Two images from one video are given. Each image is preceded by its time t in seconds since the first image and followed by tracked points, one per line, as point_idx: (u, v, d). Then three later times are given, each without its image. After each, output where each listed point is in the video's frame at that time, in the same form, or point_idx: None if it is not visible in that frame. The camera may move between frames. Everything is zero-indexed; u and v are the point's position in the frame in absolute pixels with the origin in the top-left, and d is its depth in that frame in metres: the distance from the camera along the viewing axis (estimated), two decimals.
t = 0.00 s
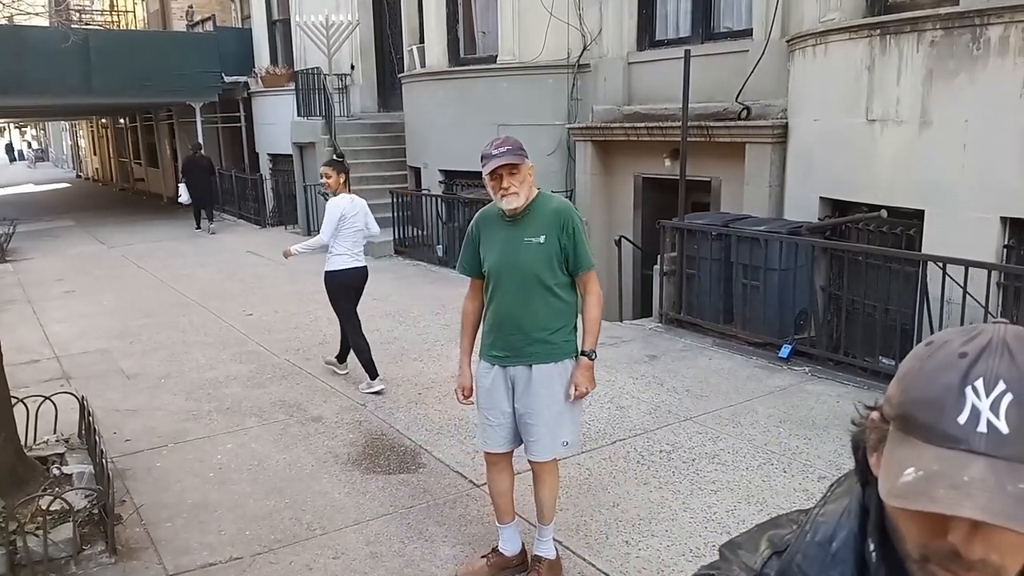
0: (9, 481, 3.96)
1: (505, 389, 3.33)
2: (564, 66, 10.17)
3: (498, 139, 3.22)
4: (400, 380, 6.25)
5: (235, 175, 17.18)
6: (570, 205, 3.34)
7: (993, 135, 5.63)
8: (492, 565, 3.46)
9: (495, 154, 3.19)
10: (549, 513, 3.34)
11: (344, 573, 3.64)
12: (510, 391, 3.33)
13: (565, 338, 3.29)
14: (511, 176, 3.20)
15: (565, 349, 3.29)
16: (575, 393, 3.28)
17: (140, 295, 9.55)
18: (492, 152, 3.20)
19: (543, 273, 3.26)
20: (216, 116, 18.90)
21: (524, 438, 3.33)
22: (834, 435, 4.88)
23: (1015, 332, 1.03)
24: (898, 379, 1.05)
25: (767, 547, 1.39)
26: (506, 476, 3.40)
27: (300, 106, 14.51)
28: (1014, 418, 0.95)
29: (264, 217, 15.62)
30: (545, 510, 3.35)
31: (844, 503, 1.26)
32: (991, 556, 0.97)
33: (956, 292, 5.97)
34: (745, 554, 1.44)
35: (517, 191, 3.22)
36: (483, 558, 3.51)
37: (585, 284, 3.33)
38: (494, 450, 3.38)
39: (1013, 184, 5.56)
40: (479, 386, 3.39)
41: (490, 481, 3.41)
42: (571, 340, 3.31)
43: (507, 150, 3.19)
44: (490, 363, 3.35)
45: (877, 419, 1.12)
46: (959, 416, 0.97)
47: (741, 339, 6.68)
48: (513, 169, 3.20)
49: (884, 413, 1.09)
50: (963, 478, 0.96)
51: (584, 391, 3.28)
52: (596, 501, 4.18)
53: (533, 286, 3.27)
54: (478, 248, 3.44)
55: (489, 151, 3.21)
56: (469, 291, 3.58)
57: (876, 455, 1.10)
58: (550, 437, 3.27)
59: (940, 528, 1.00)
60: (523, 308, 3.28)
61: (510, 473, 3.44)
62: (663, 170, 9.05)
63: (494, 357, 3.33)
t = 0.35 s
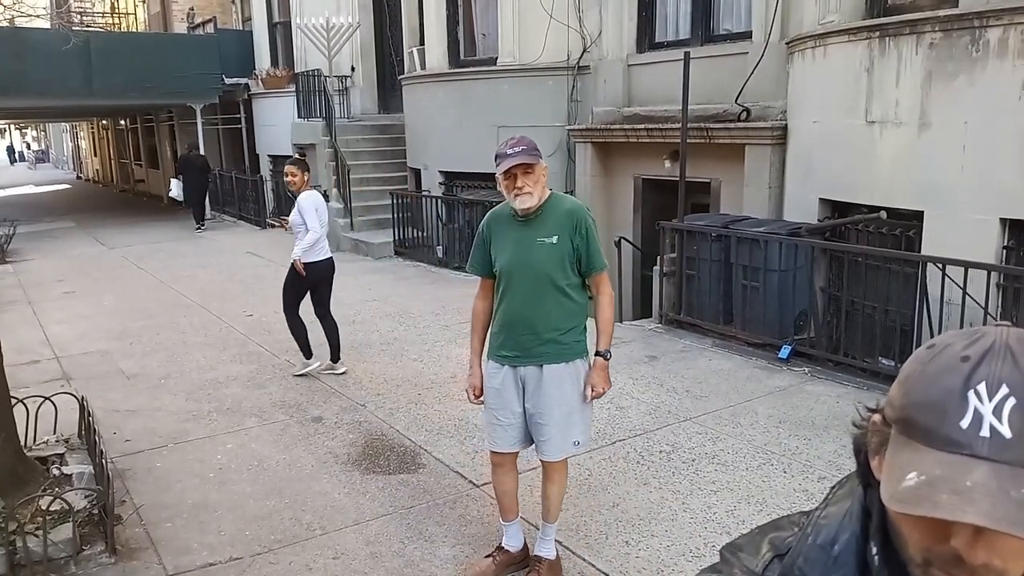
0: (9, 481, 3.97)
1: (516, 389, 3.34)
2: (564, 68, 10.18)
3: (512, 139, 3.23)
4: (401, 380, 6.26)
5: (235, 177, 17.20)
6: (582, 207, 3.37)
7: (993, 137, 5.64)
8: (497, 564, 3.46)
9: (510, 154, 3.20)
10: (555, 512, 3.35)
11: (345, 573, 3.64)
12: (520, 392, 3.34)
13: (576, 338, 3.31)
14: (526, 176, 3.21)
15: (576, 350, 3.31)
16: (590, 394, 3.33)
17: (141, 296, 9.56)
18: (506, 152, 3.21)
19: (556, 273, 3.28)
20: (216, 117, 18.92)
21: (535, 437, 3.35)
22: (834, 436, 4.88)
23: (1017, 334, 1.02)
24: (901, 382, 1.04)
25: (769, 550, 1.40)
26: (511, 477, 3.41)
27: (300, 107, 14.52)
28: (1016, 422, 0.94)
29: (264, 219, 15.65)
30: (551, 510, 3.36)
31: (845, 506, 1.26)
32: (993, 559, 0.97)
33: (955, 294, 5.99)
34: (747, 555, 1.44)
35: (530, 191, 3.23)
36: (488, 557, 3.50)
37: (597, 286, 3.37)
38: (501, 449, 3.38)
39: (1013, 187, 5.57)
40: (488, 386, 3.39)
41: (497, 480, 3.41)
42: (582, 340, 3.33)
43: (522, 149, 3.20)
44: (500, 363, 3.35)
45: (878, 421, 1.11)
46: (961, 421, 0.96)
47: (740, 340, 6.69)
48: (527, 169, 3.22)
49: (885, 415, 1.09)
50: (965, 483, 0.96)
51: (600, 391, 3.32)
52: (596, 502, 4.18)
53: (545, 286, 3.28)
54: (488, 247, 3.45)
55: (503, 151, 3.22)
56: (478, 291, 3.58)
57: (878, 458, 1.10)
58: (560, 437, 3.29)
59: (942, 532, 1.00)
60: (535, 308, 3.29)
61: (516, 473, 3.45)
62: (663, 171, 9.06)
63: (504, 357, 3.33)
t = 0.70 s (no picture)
0: (9, 481, 3.96)
1: (522, 387, 3.35)
2: (564, 66, 10.17)
3: (512, 140, 3.22)
4: (401, 380, 6.26)
5: (235, 176, 17.19)
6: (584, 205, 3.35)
7: (994, 135, 5.63)
8: (504, 564, 3.47)
9: (510, 155, 3.19)
10: (559, 509, 3.35)
11: (345, 573, 3.64)
12: (526, 390, 3.35)
13: (581, 337, 3.31)
14: (526, 178, 3.21)
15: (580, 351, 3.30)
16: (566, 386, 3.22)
17: (140, 295, 9.55)
18: (507, 154, 3.20)
19: (558, 274, 3.27)
20: (216, 116, 18.89)
21: (539, 435, 3.35)
22: (834, 435, 4.88)
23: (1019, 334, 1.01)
24: (904, 381, 1.04)
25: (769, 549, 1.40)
26: (518, 475, 3.41)
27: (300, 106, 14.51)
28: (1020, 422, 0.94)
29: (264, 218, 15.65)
30: (554, 507, 3.35)
31: (847, 505, 1.25)
32: (995, 559, 0.96)
33: (955, 293, 5.99)
34: (747, 555, 1.44)
35: (531, 193, 3.23)
36: (495, 557, 3.51)
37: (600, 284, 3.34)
38: (509, 447, 3.39)
39: (1013, 185, 5.57)
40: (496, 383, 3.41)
41: (504, 478, 3.42)
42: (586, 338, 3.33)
43: (522, 151, 3.20)
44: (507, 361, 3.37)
45: (881, 420, 1.11)
46: (964, 420, 0.96)
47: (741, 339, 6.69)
48: (528, 171, 3.22)
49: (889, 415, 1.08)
50: (967, 482, 0.95)
51: (577, 385, 3.21)
52: (596, 501, 4.19)
53: (547, 287, 3.28)
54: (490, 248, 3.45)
55: (503, 153, 3.21)
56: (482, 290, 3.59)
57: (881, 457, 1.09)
58: (565, 434, 3.29)
59: (945, 531, 1.00)
60: (538, 308, 3.29)
61: (523, 471, 3.46)
62: (663, 170, 9.06)
63: (509, 357, 3.36)
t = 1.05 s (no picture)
0: (9, 481, 3.96)
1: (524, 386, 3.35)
2: (564, 67, 10.17)
3: (512, 140, 3.23)
4: (401, 380, 6.26)
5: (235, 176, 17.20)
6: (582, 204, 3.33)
7: (993, 135, 5.63)
8: (504, 564, 3.47)
9: (509, 155, 3.20)
10: (558, 509, 3.35)
11: (345, 573, 3.64)
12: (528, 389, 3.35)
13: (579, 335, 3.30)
14: (524, 177, 3.22)
15: (557, 352, 3.25)
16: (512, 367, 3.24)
17: (140, 295, 9.55)
18: (506, 153, 3.21)
19: (556, 273, 3.27)
20: (216, 116, 18.89)
21: (539, 434, 3.36)
22: (834, 435, 4.88)
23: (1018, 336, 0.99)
24: (903, 382, 1.03)
25: (767, 551, 1.40)
26: (518, 474, 3.41)
27: (300, 106, 14.51)
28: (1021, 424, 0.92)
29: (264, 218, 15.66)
30: (554, 507, 3.36)
31: (845, 509, 1.25)
32: (993, 561, 0.93)
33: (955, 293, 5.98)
34: (746, 558, 1.45)
35: (530, 192, 3.23)
36: (495, 557, 3.51)
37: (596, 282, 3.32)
38: (509, 445, 3.40)
39: (1013, 185, 5.56)
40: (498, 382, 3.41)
41: (505, 477, 3.42)
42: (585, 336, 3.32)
43: (521, 150, 3.20)
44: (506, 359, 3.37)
45: (880, 422, 1.09)
46: (963, 421, 0.94)
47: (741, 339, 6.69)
48: (526, 170, 3.22)
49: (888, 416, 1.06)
50: (966, 484, 0.93)
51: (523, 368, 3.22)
52: (596, 501, 4.19)
53: (545, 285, 3.28)
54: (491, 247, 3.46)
55: (502, 152, 3.22)
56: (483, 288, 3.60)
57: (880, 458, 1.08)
58: (565, 433, 3.30)
59: (942, 533, 0.97)
60: (536, 307, 3.30)
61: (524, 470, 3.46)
62: (663, 170, 9.06)
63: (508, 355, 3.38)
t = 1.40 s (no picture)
0: (8, 480, 3.96)
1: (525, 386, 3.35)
2: (564, 67, 10.17)
3: (510, 140, 3.22)
4: (401, 380, 6.25)
5: (235, 176, 17.21)
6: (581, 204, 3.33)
7: (993, 136, 5.63)
8: (504, 564, 3.46)
9: (506, 155, 3.20)
10: (558, 509, 3.35)
11: (344, 573, 3.64)
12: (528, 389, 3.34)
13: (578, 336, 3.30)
14: (521, 178, 3.21)
15: (557, 352, 3.25)
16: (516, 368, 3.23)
17: (140, 295, 9.55)
18: (504, 153, 3.21)
19: (555, 273, 3.27)
20: (216, 116, 18.89)
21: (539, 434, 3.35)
22: (834, 436, 4.88)
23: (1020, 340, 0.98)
24: (905, 387, 1.01)
25: (768, 554, 1.39)
26: (519, 473, 3.41)
27: (300, 106, 14.51)
28: None
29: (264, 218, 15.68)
30: (553, 507, 3.35)
31: (846, 511, 1.25)
32: (997, 569, 0.91)
33: (955, 293, 5.98)
34: (746, 561, 1.44)
35: (527, 192, 3.23)
36: (496, 557, 3.50)
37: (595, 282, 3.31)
38: (509, 445, 3.40)
39: (1013, 186, 5.56)
40: (498, 382, 3.41)
41: (505, 476, 3.42)
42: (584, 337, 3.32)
43: (518, 151, 3.20)
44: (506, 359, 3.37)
45: (880, 425, 1.07)
46: (966, 427, 0.92)
47: (740, 340, 6.69)
48: (523, 171, 3.22)
49: (889, 420, 1.05)
50: (970, 492, 0.91)
51: (524, 368, 3.22)
52: (596, 501, 4.18)
53: (544, 285, 3.28)
54: (490, 248, 3.45)
55: (500, 153, 3.22)
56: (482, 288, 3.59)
57: (880, 461, 1.07)
58: (564, 433, 3.29)
59: (945, 541, 0.95)
60: (535, 308, 3.30)
61: (524, 470, 3.45)
62: (663, 171, 9.06)
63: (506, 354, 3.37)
